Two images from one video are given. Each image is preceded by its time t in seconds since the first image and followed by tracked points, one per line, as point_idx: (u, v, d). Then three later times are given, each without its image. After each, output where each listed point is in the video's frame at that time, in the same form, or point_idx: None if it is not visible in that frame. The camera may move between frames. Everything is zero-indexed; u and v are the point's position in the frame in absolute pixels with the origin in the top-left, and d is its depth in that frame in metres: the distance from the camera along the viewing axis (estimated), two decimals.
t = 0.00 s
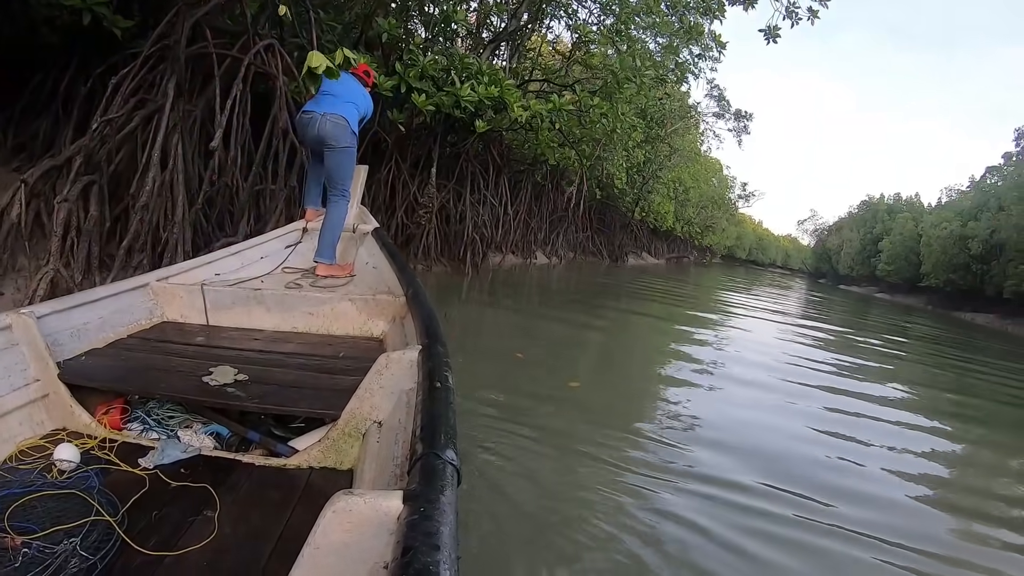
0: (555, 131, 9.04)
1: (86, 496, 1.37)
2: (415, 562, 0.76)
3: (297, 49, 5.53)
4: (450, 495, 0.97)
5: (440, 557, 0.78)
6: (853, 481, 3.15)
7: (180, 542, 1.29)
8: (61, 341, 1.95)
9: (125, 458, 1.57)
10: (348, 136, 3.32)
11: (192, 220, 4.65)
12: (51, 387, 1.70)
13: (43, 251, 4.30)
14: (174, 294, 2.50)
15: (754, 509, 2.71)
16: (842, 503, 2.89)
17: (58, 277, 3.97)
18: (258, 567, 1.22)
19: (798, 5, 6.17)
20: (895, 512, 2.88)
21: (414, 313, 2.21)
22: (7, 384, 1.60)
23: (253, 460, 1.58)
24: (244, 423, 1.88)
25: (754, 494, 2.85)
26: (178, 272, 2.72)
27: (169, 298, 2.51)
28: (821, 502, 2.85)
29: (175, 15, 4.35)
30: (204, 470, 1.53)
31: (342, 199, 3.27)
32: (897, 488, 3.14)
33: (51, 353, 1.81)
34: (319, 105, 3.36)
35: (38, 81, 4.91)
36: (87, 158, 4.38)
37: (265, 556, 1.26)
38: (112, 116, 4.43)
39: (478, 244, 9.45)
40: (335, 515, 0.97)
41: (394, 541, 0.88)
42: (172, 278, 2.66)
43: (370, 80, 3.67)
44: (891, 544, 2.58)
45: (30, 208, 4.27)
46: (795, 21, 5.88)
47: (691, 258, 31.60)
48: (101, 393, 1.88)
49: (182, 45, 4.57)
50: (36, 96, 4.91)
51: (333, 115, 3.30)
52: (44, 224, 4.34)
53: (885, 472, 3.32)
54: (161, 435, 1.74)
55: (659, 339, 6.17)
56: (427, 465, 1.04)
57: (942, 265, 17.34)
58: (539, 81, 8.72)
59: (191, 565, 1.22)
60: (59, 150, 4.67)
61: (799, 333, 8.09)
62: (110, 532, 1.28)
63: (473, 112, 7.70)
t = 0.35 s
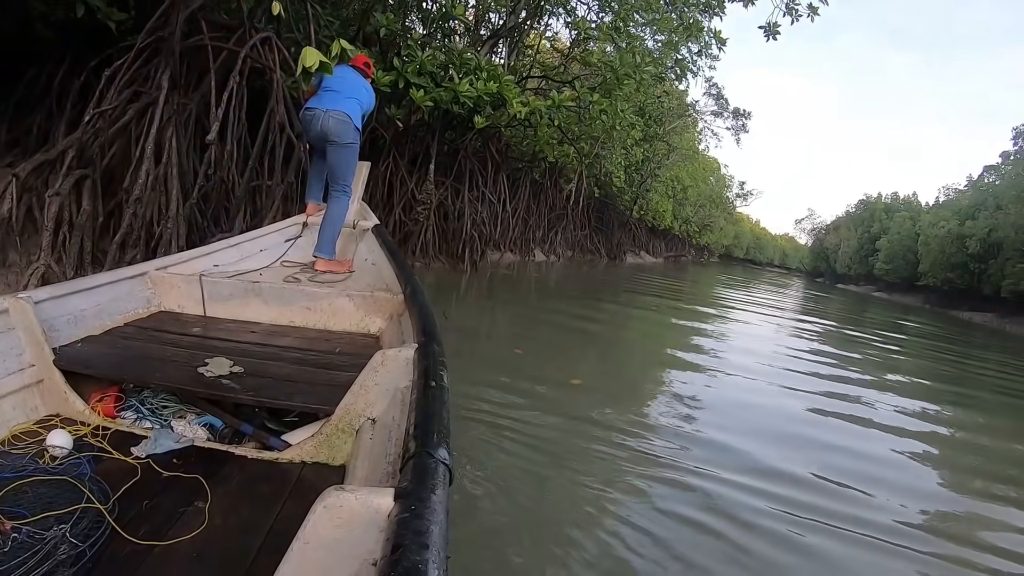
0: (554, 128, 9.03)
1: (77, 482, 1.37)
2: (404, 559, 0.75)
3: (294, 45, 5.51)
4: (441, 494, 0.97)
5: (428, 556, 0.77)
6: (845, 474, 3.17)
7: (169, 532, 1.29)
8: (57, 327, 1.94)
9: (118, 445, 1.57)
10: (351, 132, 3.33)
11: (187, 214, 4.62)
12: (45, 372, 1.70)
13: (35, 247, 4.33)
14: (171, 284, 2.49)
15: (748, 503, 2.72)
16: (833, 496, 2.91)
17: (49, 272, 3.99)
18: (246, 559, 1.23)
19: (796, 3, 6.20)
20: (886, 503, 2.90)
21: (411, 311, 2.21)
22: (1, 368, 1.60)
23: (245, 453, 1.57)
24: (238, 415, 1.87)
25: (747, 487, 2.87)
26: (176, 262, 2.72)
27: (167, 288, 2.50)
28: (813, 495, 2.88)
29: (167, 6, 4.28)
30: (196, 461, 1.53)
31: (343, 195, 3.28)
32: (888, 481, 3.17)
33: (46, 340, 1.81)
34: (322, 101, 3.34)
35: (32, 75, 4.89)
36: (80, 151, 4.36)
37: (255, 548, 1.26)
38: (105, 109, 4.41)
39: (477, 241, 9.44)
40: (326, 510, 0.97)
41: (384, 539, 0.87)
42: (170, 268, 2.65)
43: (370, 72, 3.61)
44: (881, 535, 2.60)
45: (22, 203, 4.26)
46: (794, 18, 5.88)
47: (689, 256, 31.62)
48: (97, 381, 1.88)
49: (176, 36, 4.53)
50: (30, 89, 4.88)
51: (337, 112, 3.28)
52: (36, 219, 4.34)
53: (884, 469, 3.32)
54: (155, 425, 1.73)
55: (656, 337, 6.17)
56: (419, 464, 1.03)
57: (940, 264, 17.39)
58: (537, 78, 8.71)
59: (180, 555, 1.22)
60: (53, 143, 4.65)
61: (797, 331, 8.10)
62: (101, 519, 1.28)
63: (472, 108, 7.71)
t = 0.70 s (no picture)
0: (551, 125, 9.02)
1: (79, 483, 1.36)
2: (407, 560, 0.75)
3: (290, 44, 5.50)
4: (443, 494, 0.96)
5: (431, 556, 0.77)
6: (844, 477, 3.19)
7: (171, 533, 1.28)
8: (59, 329, 1.94)
9: (120, 447, 1.56)
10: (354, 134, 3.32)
11: (184, 215, 4.61)
12: (48, 373, 1.71)
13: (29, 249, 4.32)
14: (173, 284, 2.49)
15: (747, 506, 2.73)
16: (831, 499, 2.93)
17: (43, 275, 4.00)
18: (248, 559, 1.23)
19: None
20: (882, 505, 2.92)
21: (413, 311, 2.21)
22: (4, 370, 1.60)
23: (248, 454, 1.57)
24: (240, 416, 1.87)
25: (747, 490, 2.88)
26: (178, 263, 2.71)
27: (168, 289, 2.50)
28: (811, 499, 2.89)
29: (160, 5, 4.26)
30: (198, 463, 1.52)
31: (347, 194, 3.28)
32: (886, 485, 3.18)
33: (48, 341, 1.81)
34: (325, 102, 3.33)
35: (26, 75, 4.87)
36: (75, 152, 4.36)
37: (257, 548, 1.26)
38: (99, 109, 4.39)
39: (474, 240, 9.43)
40: (328, 510, 0.97)
41: (386, 539, 0.88)
42: (172, 268, 2.65)
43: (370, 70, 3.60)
44: (879, 540, 2.62)
45: (16, 205, 4.25)
46: (789, 13, 5.88)
47: (686, 253, 31.64)
48: (99, 382, 1.88)
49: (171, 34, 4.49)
50: (24, 89, 4.86)
51: (341, 113, 3.28)
52: (30, 221, 4.34)
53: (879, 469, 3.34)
54: (157, 425, 1.73)
55: (655, 334, 6.18)
56: (421, 464, 1.03)
57: (937, 259, 17.45)
58: (534, 75, 8.70)
59: (182, 556, 1.22)
60: (47, 144, 4.63)
61: (796, 327, 8.12)
62: (103, 521, 1.27)
63: (469, 106, 7.71)
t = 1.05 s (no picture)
0: (548, 125, 9.03)
1: (86, 491, 1.36)
2: (415, 560, 0.76)
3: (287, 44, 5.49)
4: (450, 494, 0.97)
5: (439, 556, 0.78)
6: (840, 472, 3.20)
7: (179, 539, 1.28)
8: (64, 336, 1.93)
9: (127, 453, 1.56)
10: (355, 136, 3.32)
11: (180, 217, 4.59)
12: (53, 381, 1.70)
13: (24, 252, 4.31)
14: (177, 290, 2.49)
15: (745, 502, 2.74)
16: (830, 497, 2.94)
17: (40, 279, 3.97)
18: (257, 563, 1.22)
19: None
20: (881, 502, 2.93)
21: (417, 311, 2.21)
22: (9, 378, 1.59)
23: (254, 457, 1.57)
24: (246, 420, 1.86)
25: (745, 485, 2.88)
26: (181, 268, 2.70)
27: (172, 294, 2.49)
28: (809, 494, 2.90)
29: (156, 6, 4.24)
30: (205, 467, 1.52)
31: (349, 198, 3.27)
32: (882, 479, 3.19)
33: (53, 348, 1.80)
34: (325, 105, 3.32)
35: (22, 76, 4.85)
36: (70, 154, 4.34)
37: (265, 553, 1.25)
38: (96, 110, 4.37)
39: (471, 240, 9.43)
40: (336, 512, 0.97)
41: (394, 540, 0.88)
42: (175, 273, 2.65)
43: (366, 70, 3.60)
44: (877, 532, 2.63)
45: (12, 208, 4.24)
46: (785, 14, 5.89)
47: (681, 253, 31.70)
48: (104, 388, 1.87)
49: (168, 36, 4.46)
50: (19, 90, 4.84)
51: (343, 117, 3.28)
52: (26, 224, 4.32)
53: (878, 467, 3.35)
54: (163, 431, 1.73)
55: (653, 334, 6.19)
56: (428, 464, 1.03)
57: (932, 258, 17.53)
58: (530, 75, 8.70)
59: (191, 561, 1.22)
60: (43, 145, 4.61)
61: (793, 327, 8.14)
62: (111, 527, 1.27)
63: (466, 106, 7.71)
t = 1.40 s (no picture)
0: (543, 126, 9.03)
1: (87, 490, 1.35)
2: (416, 559, 0.76)
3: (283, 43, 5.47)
4: (451, 493, 0.97)
5: (440, 555, 0.78)
6: (832, 472, 3.21)
7: (180, 538, 1.28)
8: (65, 336, 1.93)
9: (128, 452, 1.56)
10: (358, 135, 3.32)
11: (176, 216, 4.58)
12: (54, 380, 1.69)
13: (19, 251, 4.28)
14: (178, 289, 2.48)
15: (739, 503, 2.75)
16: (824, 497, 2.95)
17: (36, 278, 3.95)
18: (259, 563, 1.22)
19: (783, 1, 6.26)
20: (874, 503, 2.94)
21: (417, 310, 2.21)
22: (10, 378, 1.58)
23: (255, 456, 1.57)
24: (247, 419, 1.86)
25: (739, 485, 2.90)
26: (183, 267, 2.69)
27: (173, 294, 2.48)
28: (803, 495, 2.91)
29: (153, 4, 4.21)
30: (207, 466, 1.52)
31: (349, 197, 3.26)
32: (874, 478, 3.22)
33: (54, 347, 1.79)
34: (326, 104, 3.31)
35: (16, 73, 4.83)
36: (66, 153, 4.27)
37: (267, 552, 1.25)
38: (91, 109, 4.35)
39: (465, 240, 9.43)
40: (337, 511, 0.97)
41: (394, 539, 0.88)
42: (176, 273, 2.64)
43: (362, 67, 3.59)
44: (869, 532, 2.65)
45: (8, 206, 4.22)
46: (780, 16, 5.90)
47: (674, 253, 31.75)
48: (105, 388, 1.86)
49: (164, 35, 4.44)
50: (14, 88, 4.82)
51: (344, 117, 3.27)
52: (22, 223, 4.30)
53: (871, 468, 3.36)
54: (164, 430, 1.72)
55: (649, 335, 6.20)
56: (429, 463, 1.03)
57: (923, 260, 17.63)
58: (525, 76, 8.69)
59: (192, 561, 1.21)
60: (37, 144, 4.59)
61: (786, 327, 8.18)
62: (112, 526, 1.27)
63: (460, 106, 7.71)
